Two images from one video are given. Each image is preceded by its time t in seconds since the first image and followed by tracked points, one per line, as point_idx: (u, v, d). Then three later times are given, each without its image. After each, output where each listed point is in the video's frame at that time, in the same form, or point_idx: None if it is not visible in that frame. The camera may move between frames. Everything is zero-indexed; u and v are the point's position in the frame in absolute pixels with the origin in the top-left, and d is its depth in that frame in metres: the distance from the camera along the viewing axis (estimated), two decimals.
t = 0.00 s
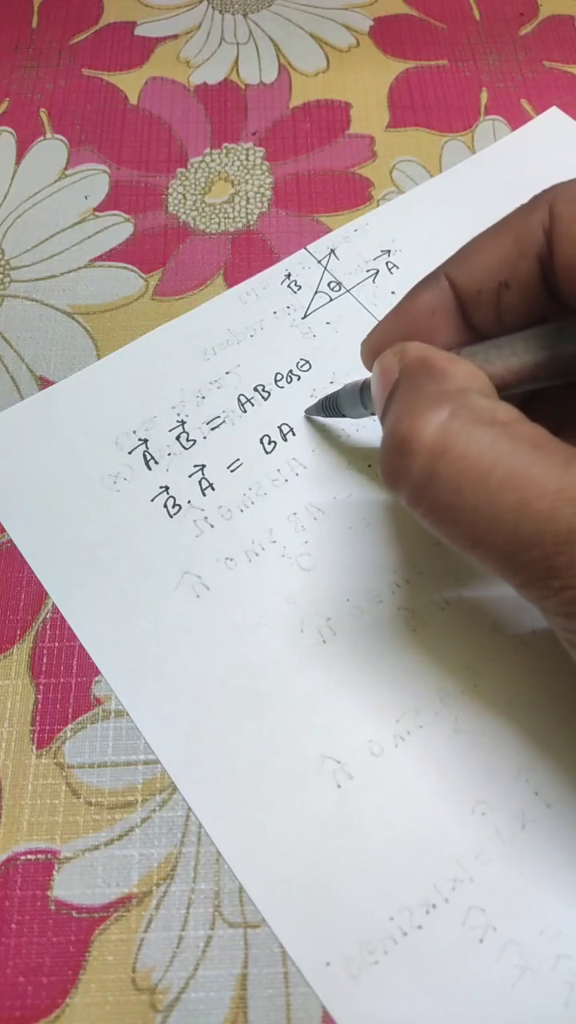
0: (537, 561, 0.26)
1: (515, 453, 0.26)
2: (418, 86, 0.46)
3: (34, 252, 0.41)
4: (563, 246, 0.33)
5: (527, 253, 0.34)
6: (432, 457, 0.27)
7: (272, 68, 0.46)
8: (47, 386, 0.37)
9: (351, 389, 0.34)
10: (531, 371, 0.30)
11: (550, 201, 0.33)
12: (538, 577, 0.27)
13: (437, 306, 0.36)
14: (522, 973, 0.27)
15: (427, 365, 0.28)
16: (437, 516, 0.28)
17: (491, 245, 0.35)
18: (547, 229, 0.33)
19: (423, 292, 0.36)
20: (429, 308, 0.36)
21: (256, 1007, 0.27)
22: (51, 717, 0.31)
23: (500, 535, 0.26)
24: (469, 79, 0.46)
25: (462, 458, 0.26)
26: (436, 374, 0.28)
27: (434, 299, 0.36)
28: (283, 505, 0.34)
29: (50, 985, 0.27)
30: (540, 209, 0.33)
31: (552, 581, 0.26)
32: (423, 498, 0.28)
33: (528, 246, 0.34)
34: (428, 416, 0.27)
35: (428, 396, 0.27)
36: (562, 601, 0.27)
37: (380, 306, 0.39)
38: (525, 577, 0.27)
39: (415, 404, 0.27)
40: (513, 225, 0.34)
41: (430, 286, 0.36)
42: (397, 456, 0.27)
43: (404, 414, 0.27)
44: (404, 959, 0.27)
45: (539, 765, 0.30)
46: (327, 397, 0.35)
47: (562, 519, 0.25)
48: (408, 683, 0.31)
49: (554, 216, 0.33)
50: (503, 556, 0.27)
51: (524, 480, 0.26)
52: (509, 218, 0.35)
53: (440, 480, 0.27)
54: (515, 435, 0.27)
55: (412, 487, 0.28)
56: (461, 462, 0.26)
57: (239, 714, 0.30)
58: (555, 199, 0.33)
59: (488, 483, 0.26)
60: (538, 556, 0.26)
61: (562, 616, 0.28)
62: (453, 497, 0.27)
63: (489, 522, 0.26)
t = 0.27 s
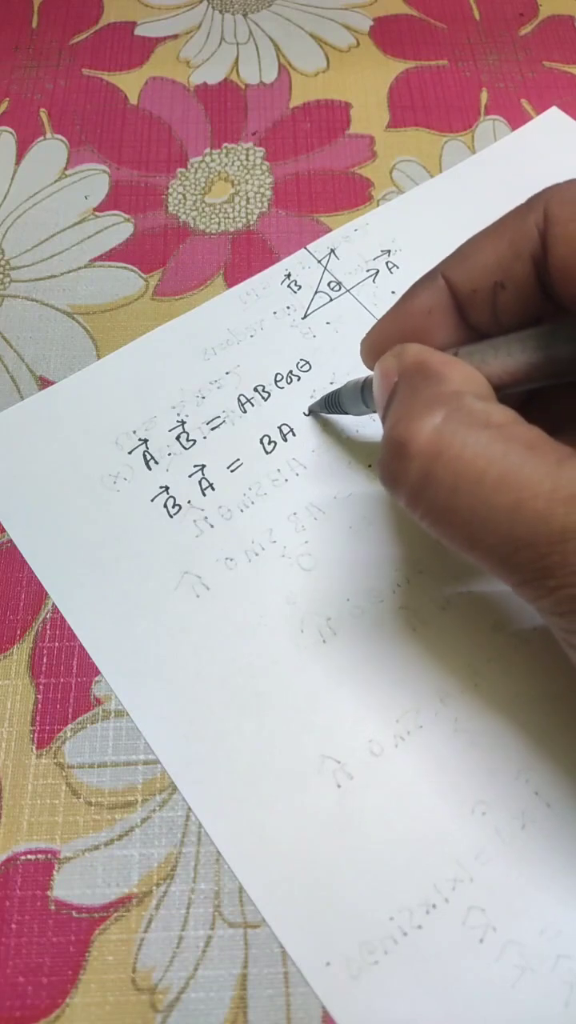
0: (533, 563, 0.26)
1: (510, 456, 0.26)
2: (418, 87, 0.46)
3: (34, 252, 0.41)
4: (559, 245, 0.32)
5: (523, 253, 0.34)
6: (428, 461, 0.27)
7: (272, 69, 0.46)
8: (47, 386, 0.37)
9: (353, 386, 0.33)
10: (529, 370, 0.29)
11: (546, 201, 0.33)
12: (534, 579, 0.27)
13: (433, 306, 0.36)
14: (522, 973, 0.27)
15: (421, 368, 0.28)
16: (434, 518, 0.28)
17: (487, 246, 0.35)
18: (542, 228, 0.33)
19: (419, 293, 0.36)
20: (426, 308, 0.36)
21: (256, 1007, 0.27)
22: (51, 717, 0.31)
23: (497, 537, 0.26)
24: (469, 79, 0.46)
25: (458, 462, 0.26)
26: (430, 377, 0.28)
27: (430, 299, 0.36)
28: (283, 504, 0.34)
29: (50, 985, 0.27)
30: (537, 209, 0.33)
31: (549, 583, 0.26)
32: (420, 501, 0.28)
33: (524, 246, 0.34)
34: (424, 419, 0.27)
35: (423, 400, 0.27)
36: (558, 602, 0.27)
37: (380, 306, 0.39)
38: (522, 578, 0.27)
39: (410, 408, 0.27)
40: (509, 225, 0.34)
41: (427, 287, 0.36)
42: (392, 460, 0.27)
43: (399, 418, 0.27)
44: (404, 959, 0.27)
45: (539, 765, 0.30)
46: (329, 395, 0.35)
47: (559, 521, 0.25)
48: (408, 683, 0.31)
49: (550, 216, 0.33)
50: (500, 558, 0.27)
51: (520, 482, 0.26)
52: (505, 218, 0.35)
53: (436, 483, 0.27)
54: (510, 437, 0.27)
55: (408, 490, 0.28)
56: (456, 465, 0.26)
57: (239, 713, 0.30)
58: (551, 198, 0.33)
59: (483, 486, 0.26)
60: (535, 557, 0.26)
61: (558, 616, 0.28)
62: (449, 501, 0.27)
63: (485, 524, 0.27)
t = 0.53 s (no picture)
0: (545, 555, 0.27)
1: (524, 447, 0.26)
2: (418, 86, 0.46)
3: (34, 252, 0.41)
4: None
5: (538, 244, 0.34)
6: (442, 454, 0.26)
7: (273, 68, 0.46)
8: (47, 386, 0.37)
9: (365, 381, 0.34)
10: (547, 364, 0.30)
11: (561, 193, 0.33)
12: (544, 568, 0.27)
13: (448, 298, 0.36)
14: (522, 973, 0.27)
15: (433, 356, 0.28)
16: (445, 511, 0.27)
17: (500, 237, 0.35)
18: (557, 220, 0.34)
19: (435, 283, 0.36)
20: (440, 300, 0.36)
21: (256, 1007, 0.27)
22: (51, 717, 0.31)
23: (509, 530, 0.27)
24: (469, 79, 0.46)
25: (472, 454, 0.26)
26: (443, 365, 0.27)
27: (445, 291, 0.36)
28: (283, 505, 0.34)
29: (50, 985, 0.27)
30: (552, 201, 0.34)
31: (558, 572, 0.27)
32: (431, 492, 0.27)
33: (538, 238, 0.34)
34: (437, 409, 0.26)
35: (437, 389, 0.27)
36: (565, 590, 0.28)
37: (380, 306, 0.39)
38: (531, 568, 0.27)
39: (424, 398, 0.27)
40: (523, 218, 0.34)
41: (442, 278, 0.36)
42: (405, 451, 0.27)
43: (412, 408, 0.27)
44: (404, 959, 0.27)
45: (539, 765, 0.30)
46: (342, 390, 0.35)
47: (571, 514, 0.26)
48: (408, 683, 0.31)
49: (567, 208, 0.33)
50: (511, 549, 0.27)
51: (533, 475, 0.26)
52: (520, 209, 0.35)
53: (449, 476, 0.26)
54: (524, 427, 0.26)
55: (420, 482, 0.27)
56: (471, 458, 0.26)
57: (239, 714, 0.30)
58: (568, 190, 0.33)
59: (497, 478, 0.26)
60: (546, 547, 0.26)
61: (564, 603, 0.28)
62: (462, 493, 0.26)
63: (498, 517, 0.27)
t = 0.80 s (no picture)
0: (536, 565, 0.26)
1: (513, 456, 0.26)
2: (418, 86, 0.46)
3: (34, 252, 0.41)
4: (564, 244, 0.33)
5: (527, 254, 0.34)
6: (431, 464, 0.26)
7: (272, 68, 0.46)
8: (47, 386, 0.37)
9: (361, 396, 0.33)
10: (537, 373, 0.30)
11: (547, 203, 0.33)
12: (537, 580, 0.27)
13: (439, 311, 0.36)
14: (522, 973, 0.27)
15: (424, 373, 0.29)
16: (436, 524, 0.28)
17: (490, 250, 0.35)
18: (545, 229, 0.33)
19: (426, 298, 0.36)
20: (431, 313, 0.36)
21: (256, 1007, 0.27)
22: (51, 717, 0.31)
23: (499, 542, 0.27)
24: (469, 79, 0.46)
25: (461, 464, 0.26)
26: (433, 382, 0.28)
27: (436, 306, 0.36)
28: (283, 505, 0.34)
29: (50, 985, 0.27)
30: (539, 211, 0.34)
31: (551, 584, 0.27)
32: (421, 505, 0.27)
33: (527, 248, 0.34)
34: (426, 422, 0.27)
35: (426, 404, 0.27)
36: (561, 603, 0.27)
37: (380, 306, 0.39)
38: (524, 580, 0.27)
39: (413, 412, 0.27)
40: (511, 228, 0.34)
41: (433, 292, 0.36)
42: (394, 465, 0.27)
43: (402, 422, 0.27)
44: (404, 959, 0.27)
45: (538, 765, 0.30)
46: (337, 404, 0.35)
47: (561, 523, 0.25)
48: (407, 683, 0.31)
49: (553, 216, 0.33)
50: (502, 559, 0.27)
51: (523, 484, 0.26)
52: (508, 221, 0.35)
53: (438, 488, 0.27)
54: (513, 437, 0.27)
55: (410, 495, 0.27)
56: (460, 468, 0.26)
57: (239, 714, 0.30)
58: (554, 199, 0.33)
59: (486, 488, 0.26)
60: (537, 556, 0.26)
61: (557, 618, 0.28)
62: (452, 503, 0.27)
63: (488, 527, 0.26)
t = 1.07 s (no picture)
0: (536, 554, 0.26)
1: (515, 446, 0.26)
2: (418, 86, 0.46)
3: (34, 252, 0.41)
4: (569, 235, 0.33)
5: (531, 247, 0.34)
6: (433, 452, 0.27)
7: (273, 68, 0.46)
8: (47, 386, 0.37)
9: (365, 383, 0.34)
10: (535, 361, 0.30)
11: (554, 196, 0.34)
12: (537, 570, 0.27)
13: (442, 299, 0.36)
14: (522, 973, 0.27)
15: (428, 362, 0.29)
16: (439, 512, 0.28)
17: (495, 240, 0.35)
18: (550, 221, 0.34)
19: (431, 288, 0.36)
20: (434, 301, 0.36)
21: (256, 1007, 0.27)
22: (51, 717, 0.31)
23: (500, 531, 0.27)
24: (469, 79, 0.46)
25: (462, 453, 0.26)
26: (437, 371, 0.28)
27: (441, 294, 0.36)
28: (283, 505, 0.34)
29: (50, 985, 0.27)
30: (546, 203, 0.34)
31: (551, 573, 0.27)
32: (424, 492, 0.28)
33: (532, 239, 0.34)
34: (429, 410, 0.27)
35: (429, 393, 0.28)
36: (559, 591, 0.27)
37: (380, 306, 0.39)
38: (524, 569, 0.27)
39: (416, 401, 0.27)
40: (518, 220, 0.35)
41: (437, 281, 0.36)
42: (398, 451, 0.27)
43: (405, 411, 0.28)
44: (404, 959, 0.27)
45: (539, 765, 0.30)
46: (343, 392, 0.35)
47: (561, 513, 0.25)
48: (407, 683, 0.31)
49: (560, 207, 0.33)
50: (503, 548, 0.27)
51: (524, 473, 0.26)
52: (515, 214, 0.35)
53: (441, 476, 0.27)
54: (515, 427, 0.27)
55: (413, 483, 0.28)
56: (462, 457, 0.26)
57: (239, 714, 0.30)
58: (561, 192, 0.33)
59: (488, 477, 0.26)
60: (536, 545, 0.26)
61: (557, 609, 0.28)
62: (454, 491, 0.27)
63: (489, 516, 0.27)
